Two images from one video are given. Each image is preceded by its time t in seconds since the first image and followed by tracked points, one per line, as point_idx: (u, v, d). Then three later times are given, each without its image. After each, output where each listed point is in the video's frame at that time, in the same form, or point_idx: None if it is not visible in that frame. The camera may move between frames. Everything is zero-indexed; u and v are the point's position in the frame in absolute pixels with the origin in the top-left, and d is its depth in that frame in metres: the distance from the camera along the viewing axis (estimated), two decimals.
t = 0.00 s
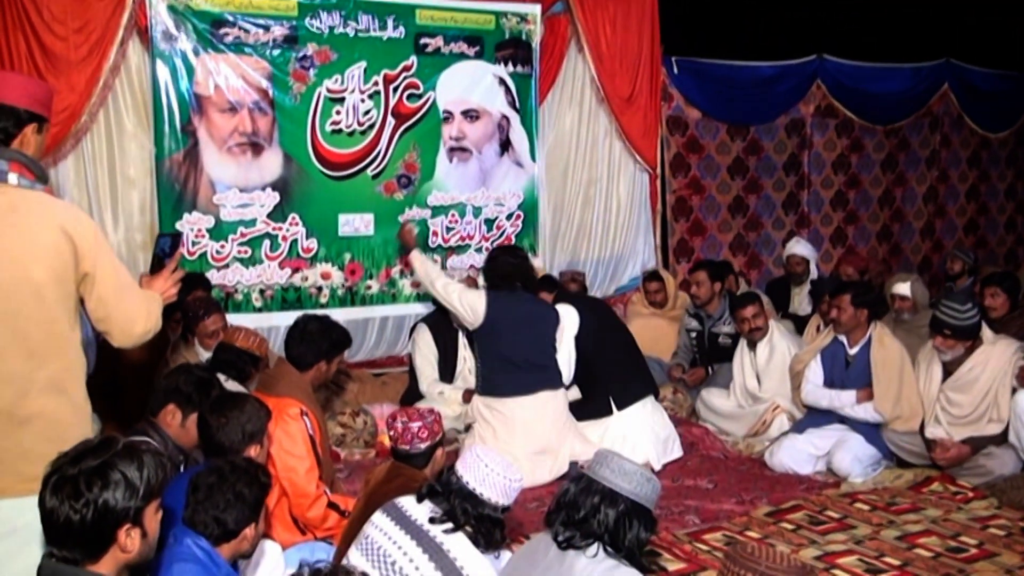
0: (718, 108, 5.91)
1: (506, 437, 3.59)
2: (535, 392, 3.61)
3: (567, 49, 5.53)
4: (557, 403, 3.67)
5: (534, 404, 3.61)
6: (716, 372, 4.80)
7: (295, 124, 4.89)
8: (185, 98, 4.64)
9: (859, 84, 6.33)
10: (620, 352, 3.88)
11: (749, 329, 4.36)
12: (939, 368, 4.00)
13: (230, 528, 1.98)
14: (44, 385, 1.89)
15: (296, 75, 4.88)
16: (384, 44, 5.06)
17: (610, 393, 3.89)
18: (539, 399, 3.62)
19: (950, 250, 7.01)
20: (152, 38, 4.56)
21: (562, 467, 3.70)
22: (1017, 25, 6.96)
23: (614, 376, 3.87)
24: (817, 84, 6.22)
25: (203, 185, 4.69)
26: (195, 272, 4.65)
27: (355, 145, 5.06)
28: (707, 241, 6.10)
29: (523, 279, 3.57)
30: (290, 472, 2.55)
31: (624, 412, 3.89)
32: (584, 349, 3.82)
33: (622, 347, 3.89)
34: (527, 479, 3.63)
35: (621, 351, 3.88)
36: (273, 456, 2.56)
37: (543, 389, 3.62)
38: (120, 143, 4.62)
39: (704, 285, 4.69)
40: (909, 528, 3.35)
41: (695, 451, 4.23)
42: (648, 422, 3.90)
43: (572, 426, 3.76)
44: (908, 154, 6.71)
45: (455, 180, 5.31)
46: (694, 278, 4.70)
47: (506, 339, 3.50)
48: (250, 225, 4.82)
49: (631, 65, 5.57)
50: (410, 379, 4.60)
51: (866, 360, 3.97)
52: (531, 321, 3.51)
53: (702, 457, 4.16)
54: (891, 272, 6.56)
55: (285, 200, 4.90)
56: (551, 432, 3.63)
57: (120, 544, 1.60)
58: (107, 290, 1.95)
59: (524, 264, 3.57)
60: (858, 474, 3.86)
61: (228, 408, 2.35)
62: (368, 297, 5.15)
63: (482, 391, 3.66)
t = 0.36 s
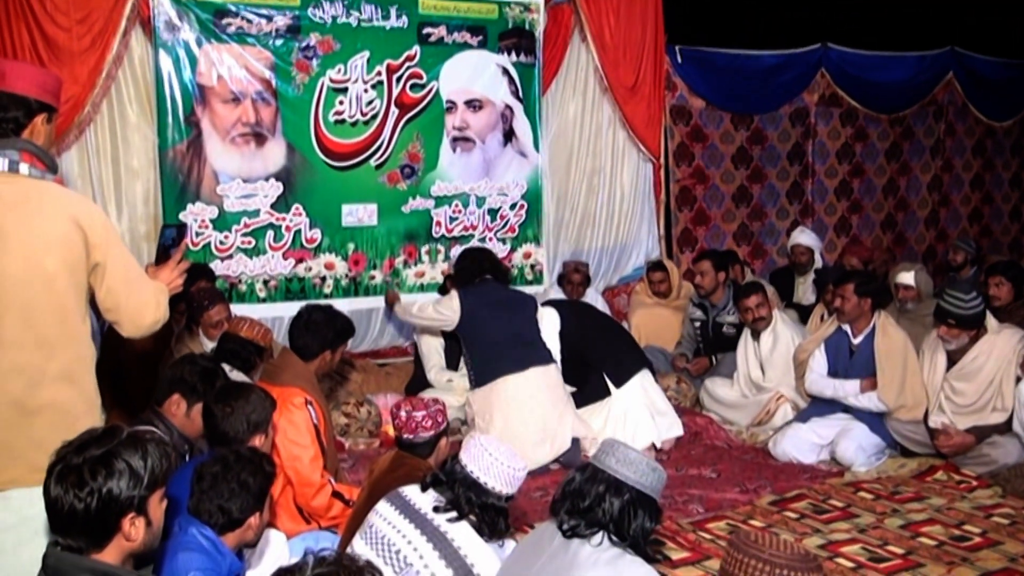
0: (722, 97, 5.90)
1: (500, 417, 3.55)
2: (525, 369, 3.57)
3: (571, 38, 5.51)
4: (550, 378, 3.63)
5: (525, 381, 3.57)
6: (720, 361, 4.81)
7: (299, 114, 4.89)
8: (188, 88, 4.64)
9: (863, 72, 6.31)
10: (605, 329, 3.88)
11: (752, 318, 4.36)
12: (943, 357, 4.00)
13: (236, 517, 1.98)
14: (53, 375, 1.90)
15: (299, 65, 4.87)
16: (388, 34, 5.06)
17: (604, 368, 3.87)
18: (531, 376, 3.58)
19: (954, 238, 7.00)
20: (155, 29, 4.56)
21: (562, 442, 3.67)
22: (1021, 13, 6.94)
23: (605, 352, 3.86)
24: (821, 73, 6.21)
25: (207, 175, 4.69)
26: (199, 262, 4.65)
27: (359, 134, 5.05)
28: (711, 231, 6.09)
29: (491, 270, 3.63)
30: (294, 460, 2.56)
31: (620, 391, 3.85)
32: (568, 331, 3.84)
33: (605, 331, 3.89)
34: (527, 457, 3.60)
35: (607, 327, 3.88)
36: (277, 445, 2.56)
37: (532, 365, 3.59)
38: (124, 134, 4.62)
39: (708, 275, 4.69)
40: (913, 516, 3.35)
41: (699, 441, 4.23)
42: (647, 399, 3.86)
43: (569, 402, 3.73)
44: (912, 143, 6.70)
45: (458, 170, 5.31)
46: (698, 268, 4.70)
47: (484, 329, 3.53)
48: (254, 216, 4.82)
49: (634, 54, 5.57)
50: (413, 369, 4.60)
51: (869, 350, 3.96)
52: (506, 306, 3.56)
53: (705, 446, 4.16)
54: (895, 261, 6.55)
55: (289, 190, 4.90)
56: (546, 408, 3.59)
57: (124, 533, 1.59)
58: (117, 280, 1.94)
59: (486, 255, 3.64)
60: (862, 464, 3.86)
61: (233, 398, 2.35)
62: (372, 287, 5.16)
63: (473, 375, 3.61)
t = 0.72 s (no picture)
0: (722, 88, 5.89)
1: (495, 403, 3.50)
2: (518, 355, 3.52)
3: (570, 29, 5.50)
4: (545, 361, 3.57)
5: (518, 365, 3.51)
6: (720, 352, 4.81)
7: (298, 105, 4.88)
8: (188, 80, 4.63)
9: (863, 63, 6.31)
10: (590, 312, 3.81)
11: (751, 309, 4.36)
12: (943, 348, 4.01)
13: (236, 508, 1.99)
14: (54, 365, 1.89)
15: (298, 56, 4.87)
16: (387, 25, 5.05)
17: (595, 349, 3.78)
18: (524, 359, 3.53)
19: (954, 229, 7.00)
20: (154, 20, 4.55)
21: (561, 424, 3.60)
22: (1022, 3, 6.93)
23: (593, 335, 3.78)
24: (821, 64, 6.20)
25: (206, 166, 4.69)
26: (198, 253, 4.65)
27: (358, 126, 5.05)
28: (710, 222, 6.09)
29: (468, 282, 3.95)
30: (294, 451, 2.57)
31: (614, 374, 3.76)
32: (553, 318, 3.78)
33: (594, 318, 3.79)
34: (525, 442, 3.55)
35: (593, 309, 3.81)
36: (277, 436, 2.57)
37: (525, 351, 3.53)
38: (122, 125, 4.61)
39: (708, 266, 4.68)
40: (912, 507, 3.35)
41: (698, 431, 4.23)
42: (641, 382, 3.75)
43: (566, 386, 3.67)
44: (912, 133, 6.70)
45: (457, 161, 5.31)
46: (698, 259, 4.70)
47: (473, 323, 3.55)
48: (253, 207, 4.82)
49: (633, 45, 5.57)
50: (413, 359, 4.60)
51: (869, 340, 3.97)
52: (490, 300, 3.59)
53: (704, 437, 4.16)
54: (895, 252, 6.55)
55: (288, 181, 4.89)
56: (542, 391, 3.53)
57: (125, 523, 1.59)
58: (110, 271, 1.86)
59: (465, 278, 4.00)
60: (861, 454, 3.86)
61: (234, 389, 2.35)
62: (372, 279, 5.16)
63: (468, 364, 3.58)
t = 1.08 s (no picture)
0: (722, 79, 5.88)
1: (495, 394, 3.50)
2: (516, 343, 3.53)
3: (571, 20, 5.49)
4: (541, 350, 3.57)
5: (515, 354, 3.51)
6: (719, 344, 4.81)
7: (298, 95, 4.87)
8: (188, 69, 4.62)
9: (864, 55, 6.30)
10: (586, 301, 3.83)
11: (751, 302, 4.36)
12: (943, 340, 4.00)
13: (235, 497, 1.99)
14: (55, 348, 1.89)
15: (299, 46, 4.86)
16: (388, 15, 5.04)
17: (591, 337, 3.77)
18: (522, 347, 3.53)
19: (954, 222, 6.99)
20: (154, 9, 4.54)
21: (561, 413, 3.60)
22: None
23: (589, 324, 3.77)
24: (822, 56, 6.19)
25: (206, 156, 4.68)
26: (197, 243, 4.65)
27: (358, 116, 5.04)
28: (711, 214, 6.08)
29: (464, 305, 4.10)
30: (294, 440, 2.57)
31: (609, 363, 3.74)
32: (549, 306, 3.81)
33: (589, 308, 3.80)
34: (525, 431, 3.54)
35: (589, 299, 3.82)
36: (277, 425, 2.57)
37: (522, 339, 3.55)
38: (122, 114, 4.59)
39: (708, 258, 4.68)
40: (910, 499, 3.36)
41: (697, 423, 4.23)
42: (638, 372, 3.73)
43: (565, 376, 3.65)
44: (913, 126, 6.69)
45: (457, 152, 5.31)
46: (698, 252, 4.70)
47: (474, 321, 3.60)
48: (253, 196, 4.81)
49: (634, 36, 5.57)
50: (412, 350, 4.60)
51: (869, 332, 3.97)
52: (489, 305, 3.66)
53: (703, 429, 4.16)
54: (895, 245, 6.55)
55: (288, 171, 4.89)
56: (541, 380, 3.52)
57: (125, 512, 1.59)
58: (81, 256, 1.86)
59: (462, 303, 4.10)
60: (859, 446, 3.87)
61: (236, 379, 2.35)
62: (371, 269, 5.16)
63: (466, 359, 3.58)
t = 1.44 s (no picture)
0: (724, 71, 5.87)
1: (495, 379, 3.49)
2: (520, 330, 3.52)
3: (573, 11, 5.48)
4: (543, 337, 3.57)
5: (516, 339, 3.50)
6: (720, 336, 4.81)
7: (300, 85, 4.87)
8: (189, 58, 4.62)
9: (866, 48, 6.28)
10: (586, 294, 3.85)
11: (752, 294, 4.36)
12: (945, 333, 3.99)
13: (236, 486, 1.99)
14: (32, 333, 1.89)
15: (300, 36, 4.85)
16: (389, 5, 5.03)
17: (591, 329, 3.77)
18: (524, 334, 3.52)
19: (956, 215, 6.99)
20: None
21: (561, 399, 3.59)
22: None
23: (590, 315, 3.78)
24: (824, 48, 6.17)
25: (207, 146, 4.68)
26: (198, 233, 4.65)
27: (359, 106, 5.03)
28: (712, 205, 6.07)
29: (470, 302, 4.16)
30: (294, 430, 2.57)
31: (608, 354, 3.72)
32: (550, 297, 3.83)
33: (590, 300, 3.81)
34: (526, 417, 3.54)
35: (589, 291, 3.84)
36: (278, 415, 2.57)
37: (526, 326, 3.55)
38: (124, 103, 4.57)
39: (710, 250, 4.67)
40: (911, 491, 3.36)
41: (698, 415, 4.23)
42: (640, 365, 3.73)
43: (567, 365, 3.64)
44: (915, 119, 6.68)
45: (458, 143, 5.31)
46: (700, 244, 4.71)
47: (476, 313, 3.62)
48: (254, 186, 4.81)
49: (636, 27, 5.56)
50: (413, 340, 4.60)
51: (870, 324, 3.96)
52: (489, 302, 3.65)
53: (703, 420, 4.17)
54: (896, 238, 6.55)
55: (289, 161, 4.88)
56: (543, 365, 3.52)
57: (126, 500, 1.58)
58: (51, 238, 1.85)
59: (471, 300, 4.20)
60: (860, 439, 3.87)
61: (239, 368, 2.35)
62: (372, 260, 5.16)
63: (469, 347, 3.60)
